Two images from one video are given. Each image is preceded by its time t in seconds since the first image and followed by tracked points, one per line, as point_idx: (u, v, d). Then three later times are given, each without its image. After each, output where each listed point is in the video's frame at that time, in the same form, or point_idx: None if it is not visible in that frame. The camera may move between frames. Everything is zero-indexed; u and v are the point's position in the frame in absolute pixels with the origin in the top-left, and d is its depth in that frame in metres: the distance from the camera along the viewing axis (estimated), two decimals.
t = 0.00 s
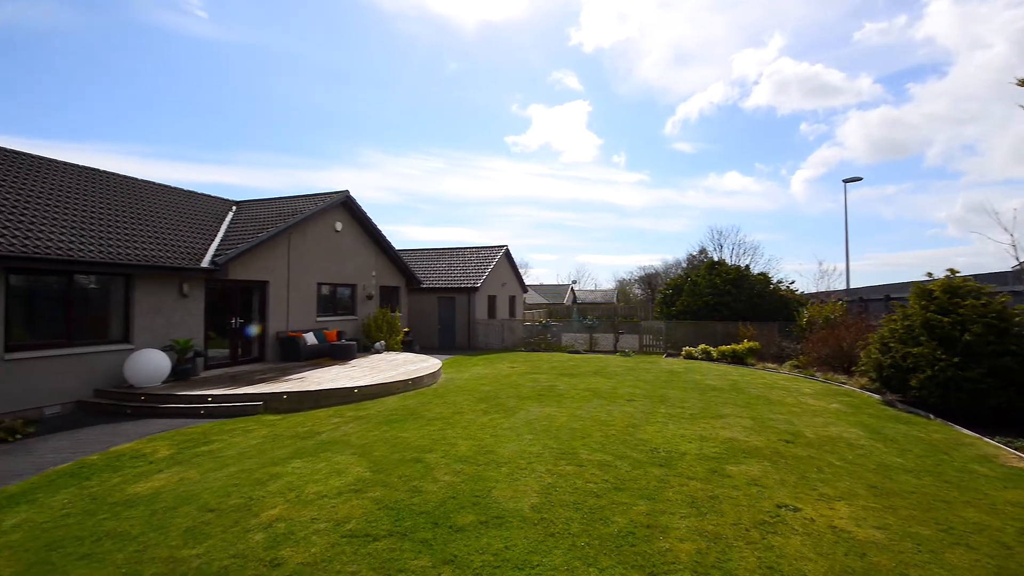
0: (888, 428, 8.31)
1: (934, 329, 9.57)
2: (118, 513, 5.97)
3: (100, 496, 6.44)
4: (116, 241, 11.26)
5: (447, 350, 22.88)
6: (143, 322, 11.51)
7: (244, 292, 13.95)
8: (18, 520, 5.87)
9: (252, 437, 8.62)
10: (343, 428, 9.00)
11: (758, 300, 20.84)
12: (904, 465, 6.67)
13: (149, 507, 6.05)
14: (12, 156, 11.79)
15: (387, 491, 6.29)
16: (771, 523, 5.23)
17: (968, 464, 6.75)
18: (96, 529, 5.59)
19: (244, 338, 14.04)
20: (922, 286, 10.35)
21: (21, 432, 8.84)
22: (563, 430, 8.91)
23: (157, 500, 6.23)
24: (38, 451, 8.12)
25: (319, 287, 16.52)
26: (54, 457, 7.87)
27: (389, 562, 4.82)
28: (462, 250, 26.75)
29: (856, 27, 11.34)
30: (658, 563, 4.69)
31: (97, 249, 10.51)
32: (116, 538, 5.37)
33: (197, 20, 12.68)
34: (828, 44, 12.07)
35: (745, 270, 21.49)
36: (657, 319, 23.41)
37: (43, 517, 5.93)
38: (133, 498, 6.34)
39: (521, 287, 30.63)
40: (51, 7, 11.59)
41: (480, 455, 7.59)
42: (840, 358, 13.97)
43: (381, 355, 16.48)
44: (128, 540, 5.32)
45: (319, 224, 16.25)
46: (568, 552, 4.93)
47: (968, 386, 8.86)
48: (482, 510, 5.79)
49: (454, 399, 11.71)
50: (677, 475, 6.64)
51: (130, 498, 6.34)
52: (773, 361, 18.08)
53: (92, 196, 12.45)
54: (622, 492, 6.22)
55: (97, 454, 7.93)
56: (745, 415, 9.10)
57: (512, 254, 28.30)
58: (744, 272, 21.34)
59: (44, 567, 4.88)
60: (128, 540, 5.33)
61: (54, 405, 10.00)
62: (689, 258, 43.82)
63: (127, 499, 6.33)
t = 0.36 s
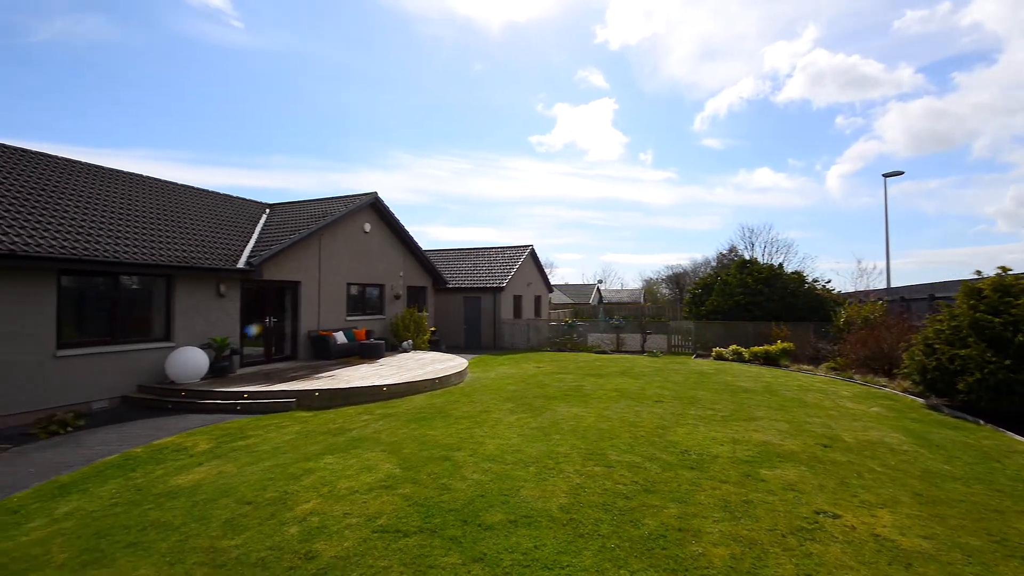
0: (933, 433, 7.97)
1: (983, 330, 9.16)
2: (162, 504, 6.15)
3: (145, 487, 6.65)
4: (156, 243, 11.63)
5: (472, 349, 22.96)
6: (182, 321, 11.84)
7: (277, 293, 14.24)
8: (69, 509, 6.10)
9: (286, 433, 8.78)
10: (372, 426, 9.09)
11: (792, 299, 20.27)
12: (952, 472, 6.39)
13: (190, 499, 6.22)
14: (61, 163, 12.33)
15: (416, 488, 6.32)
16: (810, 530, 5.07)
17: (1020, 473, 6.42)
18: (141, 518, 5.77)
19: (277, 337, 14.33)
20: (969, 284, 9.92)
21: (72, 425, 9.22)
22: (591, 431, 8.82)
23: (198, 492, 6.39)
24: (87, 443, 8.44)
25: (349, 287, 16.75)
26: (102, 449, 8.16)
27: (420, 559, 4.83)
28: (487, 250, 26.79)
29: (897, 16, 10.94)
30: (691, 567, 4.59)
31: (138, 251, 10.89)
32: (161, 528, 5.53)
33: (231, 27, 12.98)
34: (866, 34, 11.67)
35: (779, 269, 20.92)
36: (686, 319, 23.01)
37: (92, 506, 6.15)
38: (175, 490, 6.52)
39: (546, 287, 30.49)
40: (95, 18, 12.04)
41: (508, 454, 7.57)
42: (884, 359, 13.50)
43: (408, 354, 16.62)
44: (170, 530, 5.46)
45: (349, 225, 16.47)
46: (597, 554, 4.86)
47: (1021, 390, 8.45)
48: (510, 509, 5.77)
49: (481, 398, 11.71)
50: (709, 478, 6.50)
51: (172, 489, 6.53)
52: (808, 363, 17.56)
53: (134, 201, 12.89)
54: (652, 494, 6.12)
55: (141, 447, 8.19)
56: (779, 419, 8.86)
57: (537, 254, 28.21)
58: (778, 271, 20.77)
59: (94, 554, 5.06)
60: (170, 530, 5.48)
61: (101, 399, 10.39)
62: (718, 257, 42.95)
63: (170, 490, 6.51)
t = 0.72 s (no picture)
0: (979, 439, 7.64)
1: None
2: (201, 496, 6.31)
3: (184, 480, 6.83)
4: (193, 244, 11.96)
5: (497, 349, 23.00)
6: (218, 320, 12.14)
7: (307, 293, 14.50)
8: (114, 499, 6.31)
9: (317, 430, 8.92)
10: (400, 424, 9.17)
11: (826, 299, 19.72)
12: (1001, 481, 6.11)
13: (227, 492, 6.36)
14: (105, 169, 12.81)
15: (444, 486, 6.33)
16: (849, 537, 4.91)
17: None
18: (181, 510, 5.93)
19: (307, 336, 14.58)
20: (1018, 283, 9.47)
21: (116, 420, 9.56)
22: (618, 432, 8.72)
23: (234, 486, 6.54)
24: (130, 437, 8.73)
25: (376, 287, 16.93)
26: (145, 443, 8.44)
27: (448, 556, 4.84)
28: (512, 251, 26.78)
29: (940, 3, 10.41)
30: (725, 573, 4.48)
31: (176, 252, 11.24)
32: (200, 520, 5.67)
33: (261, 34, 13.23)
34: (906, 22, 11.24)
35: (812, 268, 20.38)
36: (715, 319, 22.61)
37: (135, 497, 6.35)
38: (212, 483, 6.68)
39: (571, 286, 30.33)
40: (135, 30, 12.46)
41: (535, 454, 7.53)
42: (923, 361, 13.05)
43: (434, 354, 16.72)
44: (207, 522, 5.60)
45: (376, 227, 16.65)
46: (627, 556, 4.79)
47: None
48: (538, 509, 5.73)
49: (507, 397, 11.70)
50: (741, 482, 6.35)
51: (210, 482, 6.69)
52: (843, 364, 17.05)
53: (172, 204, 13.29)
54: (682, 497, 6.01)
55: (180, 442, 8.43)
56: (814, 422, 8.61)
57: (562, 254, 28.09)
58: (811, 270, 20.23)
59: (137, 543, 5.22)
60: (208, 521, 5.61)
61: (142, 395, 10.76)
62: (747, 256, 42.05)
63: (208, 483, 6.68)
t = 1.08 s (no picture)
0: None
1: None
2: (233, 490, 6.43)
3: (217, 474, 6.98)
4: (224, 246, 12.22)
5: (519, 348, 22.96)
6: (249, 319, 12.39)
7: (334, 293, 14.69)
8: (153, 491, 6.48)
9: (344, 427, 9.02)
10: (425, 422, 9.21)
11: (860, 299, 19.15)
12: None
13: (258, 486, 6.47)
14: (142, 174, 13.21)
15: (468, 485, 6.32)
16: (887, 546, 4.74)
17: None
18: (215, 503, 6.05)
19: (334, 335, 14.78)
20: None
21: (154, 414, 9.84)
22: (644, 433, 8.60)
23: (266, 480, 6.65)
24: (167, 431, 8.97)
25: (400, 287, 17.07)
26: (181, 437, 8.66)
27: (474, 554, 4.82)
28: (534, 250, 26.71)
29: None
30: None
31: (209, 253, 11.53)
32: (233, 513, 5.77)
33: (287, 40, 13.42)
34: (944, 11, 10.80)
35: (845, 266, 19.80)
36: (743, 319, 22.16)
37: (172, 490, 6.51)
38: (245, 477, 6.80)
39: (594, 286, 30.11)
40: (172, 42, 12.80)
41: (560, 454, 7.48)
42: (969, 363, 12.58)
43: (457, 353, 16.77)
44: (239, 515, 5.70)
45: (400, 227, 16.78)
46: (654, 559, 4.71)
47: None
48: (563, 509, 5.68)
49: (530, 397, 11.66)
50: (772, 486, 6.19)
51: (242, 477, 6.82)
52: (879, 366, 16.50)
53: (205, 207, 13.63)
54: (711, 500, 5.89)
55: (213, 437, 8.62)
56: (848, 426, 8.36)
57: (585, 254, 27.91)
58: (844, 269, 19.66)
59: (173, 534, 5.35)
60: (240, 515, 5.71)
61: (177, 392, 11.05)
62: (776, 255, 41.11)
63: (240, 477, 6.80)
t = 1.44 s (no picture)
0: None
1: None
2: (266, 484, 6.54)
3: (250, 469, 7.11)
4: (256, 247, 12.49)
5: (543, 348, 22.89)
6: (280, 319, 12.62)
7: (360, 292, 14.87)
8: (190, 484, 6.64)
9: (371, 424, 9.10)
10: (450, 421, 9.23)
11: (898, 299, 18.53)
12: None
13: (290, 481, 6.57)
14: (177, 178, 13.59)
15: (494, 484, 6.31)
16: (931, 557, 4.55)
17: None
18: (248, 496, 6.16)
19: (361, 334, 14.96)
20: None
21: (190, 410, 10.10)
22: (671, 435, 8.46)
23: (296, 476, 6.75)
24: (203, 427, 9.20)
25: (425, 287, 17.18)
26: (216, 432, 8.87)
27: (500, 553, 4.80)
28: (558, 250, 26.62)
29: None
30: None
31: (242, 254, 11.81)
32: (266, 506, 5.87)
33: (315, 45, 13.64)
34: None
35: (882, 265, 19.18)
36: (773, 320, 21.68)
37: (208, 483, 6.66)
38: (277, 472, 6.92)
39: (618, 286, 29.86)
40: (205, 51, 13.14)
41: (585, 454, 7.40)
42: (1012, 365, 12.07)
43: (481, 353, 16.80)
44: (271, 509, 5.79)
45: (424, 228, 16.88)
46: (684, 563, 4.62)
47: None
48: (590, 511, 5.62)
49: (555, 397, 11.59)
50: (806, 491, 6.02)
51: (274, 472, 6.94)
52: (919, 369, 15.92)
53: (237, 210, 13.95)
54: (742, 505, 5.75)
55: (246, 432, 8.80)
56: (886, 431, 8.08)
57: (609, 254, 27.69)
58: (881, 268, 19.05)
59: (209, 526, 5.46)
60: (272, 509, 5.80)
61: (212, 388, 11.32)
62: (807, 254, 40.10)
63: (273, 472, 6.92)
